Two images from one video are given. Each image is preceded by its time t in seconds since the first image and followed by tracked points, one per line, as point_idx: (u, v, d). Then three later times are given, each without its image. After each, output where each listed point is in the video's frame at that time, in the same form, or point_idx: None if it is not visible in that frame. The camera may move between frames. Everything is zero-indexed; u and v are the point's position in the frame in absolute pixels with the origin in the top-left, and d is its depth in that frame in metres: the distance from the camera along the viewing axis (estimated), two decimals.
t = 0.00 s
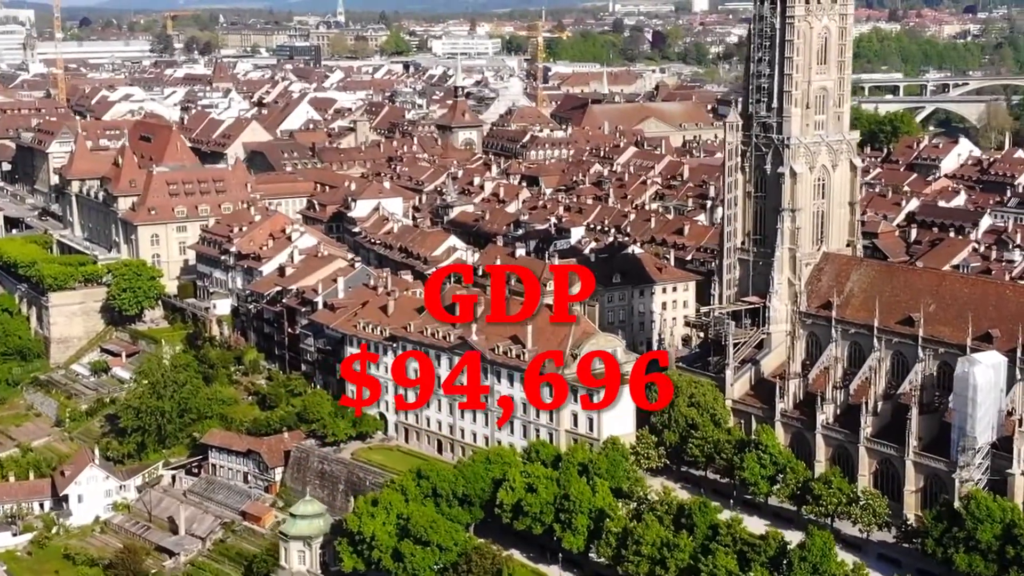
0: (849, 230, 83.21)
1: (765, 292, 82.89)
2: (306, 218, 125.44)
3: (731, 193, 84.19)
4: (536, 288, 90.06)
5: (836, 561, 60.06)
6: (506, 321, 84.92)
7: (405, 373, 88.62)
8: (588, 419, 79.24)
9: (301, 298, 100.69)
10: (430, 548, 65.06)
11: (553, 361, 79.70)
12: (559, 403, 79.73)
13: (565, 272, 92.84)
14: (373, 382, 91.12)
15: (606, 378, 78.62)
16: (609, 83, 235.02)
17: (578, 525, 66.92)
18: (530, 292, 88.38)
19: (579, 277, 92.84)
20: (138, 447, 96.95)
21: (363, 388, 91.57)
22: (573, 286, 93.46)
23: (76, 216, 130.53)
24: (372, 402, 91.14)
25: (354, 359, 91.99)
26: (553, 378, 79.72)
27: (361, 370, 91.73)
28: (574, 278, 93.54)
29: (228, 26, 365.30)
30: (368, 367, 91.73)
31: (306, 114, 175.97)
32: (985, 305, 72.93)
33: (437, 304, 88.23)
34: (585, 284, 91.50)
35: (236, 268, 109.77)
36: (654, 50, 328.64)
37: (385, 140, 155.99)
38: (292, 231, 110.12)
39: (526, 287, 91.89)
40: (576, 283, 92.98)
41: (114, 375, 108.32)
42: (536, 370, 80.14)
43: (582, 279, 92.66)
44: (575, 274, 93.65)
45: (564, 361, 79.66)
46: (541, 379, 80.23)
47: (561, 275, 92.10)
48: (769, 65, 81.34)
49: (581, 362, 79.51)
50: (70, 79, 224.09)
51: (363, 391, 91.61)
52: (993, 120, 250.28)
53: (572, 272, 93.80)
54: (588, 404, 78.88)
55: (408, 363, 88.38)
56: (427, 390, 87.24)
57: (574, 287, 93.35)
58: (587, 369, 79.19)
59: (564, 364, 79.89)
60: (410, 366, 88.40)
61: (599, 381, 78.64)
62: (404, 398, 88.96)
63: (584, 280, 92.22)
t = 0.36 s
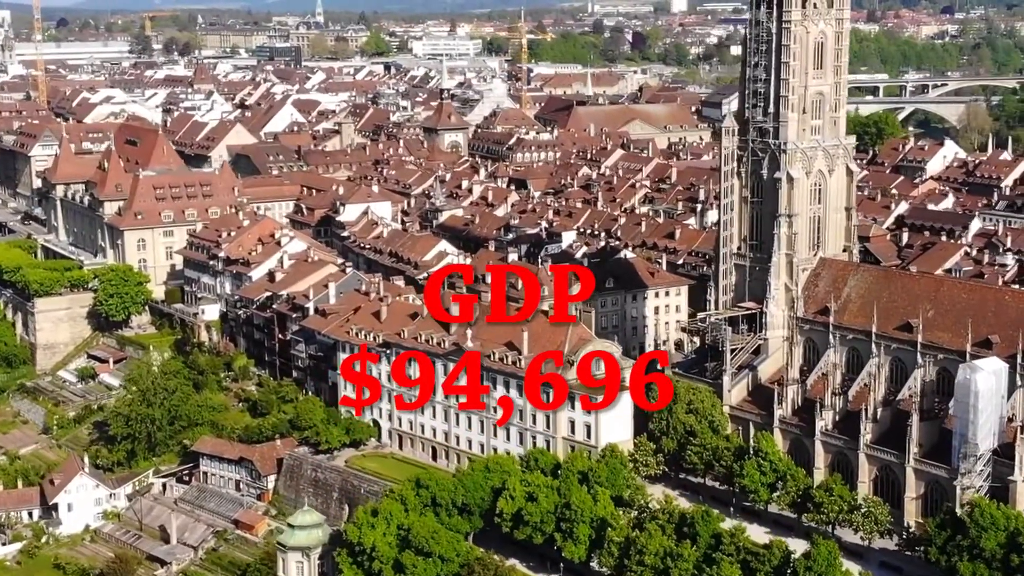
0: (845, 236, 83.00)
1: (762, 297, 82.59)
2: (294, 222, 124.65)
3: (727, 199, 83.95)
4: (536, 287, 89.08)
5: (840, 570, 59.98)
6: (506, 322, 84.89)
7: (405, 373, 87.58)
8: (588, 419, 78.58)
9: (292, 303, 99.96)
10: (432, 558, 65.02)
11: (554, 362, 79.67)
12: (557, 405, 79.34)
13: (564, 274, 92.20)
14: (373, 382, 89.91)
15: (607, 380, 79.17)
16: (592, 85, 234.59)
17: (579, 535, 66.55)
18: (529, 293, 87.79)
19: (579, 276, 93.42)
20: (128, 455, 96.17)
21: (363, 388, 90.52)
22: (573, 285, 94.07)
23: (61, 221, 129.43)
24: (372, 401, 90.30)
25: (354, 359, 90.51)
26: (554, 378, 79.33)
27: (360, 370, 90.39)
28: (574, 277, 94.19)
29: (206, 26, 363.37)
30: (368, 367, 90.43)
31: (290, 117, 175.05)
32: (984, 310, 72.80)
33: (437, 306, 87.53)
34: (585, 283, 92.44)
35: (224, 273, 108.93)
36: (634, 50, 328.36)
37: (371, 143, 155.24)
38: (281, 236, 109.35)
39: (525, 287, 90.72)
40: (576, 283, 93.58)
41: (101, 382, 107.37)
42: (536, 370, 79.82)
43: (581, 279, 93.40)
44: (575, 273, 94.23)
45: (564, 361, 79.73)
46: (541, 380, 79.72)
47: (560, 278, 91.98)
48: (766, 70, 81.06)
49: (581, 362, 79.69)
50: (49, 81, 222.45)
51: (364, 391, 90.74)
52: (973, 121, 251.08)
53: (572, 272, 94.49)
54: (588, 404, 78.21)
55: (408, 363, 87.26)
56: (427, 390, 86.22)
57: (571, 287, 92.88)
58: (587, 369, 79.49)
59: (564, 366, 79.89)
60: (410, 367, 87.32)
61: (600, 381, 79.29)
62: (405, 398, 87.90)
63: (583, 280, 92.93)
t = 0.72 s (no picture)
0: (842, 240, 82.71)
1: (759, 303, 82.28)
2: (282, 226, 123.92)
3: (723, 204, 83.68)
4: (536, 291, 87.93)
5: None
6: (506, 322, 84.21)
7: (405, 373, 86.66)
8: (587, 423, 78.06)
9: (283, 308, 99.25)
10: (436, 569, 65.02)
11: (554, 362, 79.24)
12: (557, 405, 78.64)
13: (564, 274, 91.39)
14: (373, 382, 88.81)
15: (607, 378, 78.73)
16: (574, 87, 234.29)
17: (582, 543, 66.20)
18: (529, 294, 86.95)
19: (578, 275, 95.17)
20: (118, 462, 95.24)
21: (363, 388, 89.44)
22: (572, 285, 96.22)
23: (46, 225, 128.51)
24: (371, 403, 89.32)
25: (353, 359, 89.26)
26: (554, 378, 78.85)
27: (360, 370, 89.23)
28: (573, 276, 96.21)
29: (184, 27, 361.60)
30: (368, 367, 89.23)
31: (274, 119, 174.14)
32: (984, 315, 72.70)
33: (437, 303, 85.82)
34: (585, 284, 94.63)
35: (214, 278, 108.26)
36: (615, 52, 328.23)
37: (356, 146, 154.54)
38: (271, 241, 108.69)
39: (524, 290, 89.75)
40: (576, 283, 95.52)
41: (89, 388, 106.43)
42: (536, 370, 79.39)
43: (581, 279, 95.26)
44: (575, 274, 96.19)
45: (564, 362, 79.26)
46: (541, 379, 79.26)
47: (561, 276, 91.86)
48: (763, 74, 80.82)
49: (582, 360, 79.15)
50: (29, 82, 220.82)
51: (363, 391, 89.68)
52: (953, 122, 251.61)
53: (571, 272, 96.65)
54: (588, 404, 77.76)
55: (408, 363, 86.35)
56: (427, 389, 85.38)
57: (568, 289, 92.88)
58: (588, 368, 78.97)
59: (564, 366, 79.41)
60: (411, 367, 86.44)
61: (600, 381, 78.75)
62: (405, 397, 87.13)
63: (583, 282, 94.77)
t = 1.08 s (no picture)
0: (839, 245, 82.44)
1: (757, 309, 81.90)
2: (270, 230, 123.12)
3: (720, 209, 83.30)
4: (535, 296, 87.96)
5: None
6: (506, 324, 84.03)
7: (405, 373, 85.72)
8: (585, 430, 77.71)
9: (274, 315, 98.53)
10: None
11: (554, 362, 79.33)
12: (560, 401, 78.06)
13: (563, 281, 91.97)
14: (374, 382, 87.78)
15: (607, 378, 78.78)
16: (557, 89, 233.77)
17: (584, 553, 65.90)
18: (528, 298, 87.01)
19: (578, 275, 97.07)
20: (108, 471, 94.32)
21: (363, 388, 88.32)
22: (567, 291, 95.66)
23: (31, 230, 128.21)
24: (372, 402, 88.19)
25: (354, 359, 88.08)
26: (554, 378, 78.64)
27: (361, 370, 88.13)
28: (573, 278, 97.81)
29: (162, 28, 359.67)
30: (369, 367, 88.20)
31: (258, 122, 173.19)
32: (983, 321, 72.58)
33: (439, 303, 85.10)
34: (585, 283, 95.88)
35: (203, 284, 107.44)
36: (595, 53, 327.73)
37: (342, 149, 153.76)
38: (260, 246, 107.81)
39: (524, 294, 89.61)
40: (576, 283, 96.95)
41: (77, 396, 105.42)
42: (536, 370, 79.38)
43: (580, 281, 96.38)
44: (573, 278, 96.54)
45: (565, 362, 79.37)
46: (541, 380, 79.12)
47: (561, 280, 91.99)
48: (759, 79, 80.51)
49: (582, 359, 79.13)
50: (9, 84, 219.08)
51: (364, 391, 88.58)
52: (935, 123, 251.81)
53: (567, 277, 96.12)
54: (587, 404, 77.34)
55: (409, 363, 85.40)
56: (427, 390, 84.46)
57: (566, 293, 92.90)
58: (588, 368, 78.69)
59: (564, 366, 79.42)
60: (411, 367, 85.49)
61: (600, 381, 78.76)
62: (405, 397, 86.18)
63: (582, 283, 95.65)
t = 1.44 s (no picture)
0: (834, 250, 82.53)
1: (753, 314, 81.65)
2: (256, 234, 122.34)
3: (715, 215, 83.10)
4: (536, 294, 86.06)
5: None
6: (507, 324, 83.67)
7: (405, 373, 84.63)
8: (582, 436, 77.13)
9: (264, 320, 97.78)
10: None
11: (554, 361, 78.71)
12: (560, 401, 77.76)
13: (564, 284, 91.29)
14: (374, 382, 86.52)
15: (607, 378, 79.16)
16: (537, 90, 233.51)
17: (586, 562, 65.51)
18: (528, 297, 85.72)
19: (578, 275, 96.48)
20: (97, 478, 93.36)
21: (363, 388, 87.00)
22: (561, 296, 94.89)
23: (14, 235, 127.22)
24: (372, 402, 86.97)
25: (354, 359, 86.64)
26: (554, 377, 78.11)
27: (361, 369, 86.74)
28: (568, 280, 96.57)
29: (139, 29, 357.99)
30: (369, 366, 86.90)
31: (240, 124, 172.26)
32: (982, 326, 72.50)
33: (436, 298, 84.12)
34: (585, 284, 95.78)
35: (191, 289, 106.64)
36: (574, 54, 327.66)
37: (327, 151, 153.07)
38: (248, 250, 106.99)
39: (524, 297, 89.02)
40: (576, 284, 96.62)
41: (64, 402, 104.40)
42: (536, 370, 78.82)
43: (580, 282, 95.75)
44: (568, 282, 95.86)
45: (564, 362, 78.73)
46: (541, 380, 78.57)
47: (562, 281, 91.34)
48: (755, 84, 80.23)
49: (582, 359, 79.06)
50: None
51: (363, 391, 87.26)
52: (913, 124, 252.13)
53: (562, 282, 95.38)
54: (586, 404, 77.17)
55: (409, 361, 84.45)
56: (427, 387, 83.19)
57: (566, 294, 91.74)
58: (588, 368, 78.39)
59: (564, 366, 78.83)
60: (411, 366, 84.49)
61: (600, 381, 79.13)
62: (405, 397, 85.25)
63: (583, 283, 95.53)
